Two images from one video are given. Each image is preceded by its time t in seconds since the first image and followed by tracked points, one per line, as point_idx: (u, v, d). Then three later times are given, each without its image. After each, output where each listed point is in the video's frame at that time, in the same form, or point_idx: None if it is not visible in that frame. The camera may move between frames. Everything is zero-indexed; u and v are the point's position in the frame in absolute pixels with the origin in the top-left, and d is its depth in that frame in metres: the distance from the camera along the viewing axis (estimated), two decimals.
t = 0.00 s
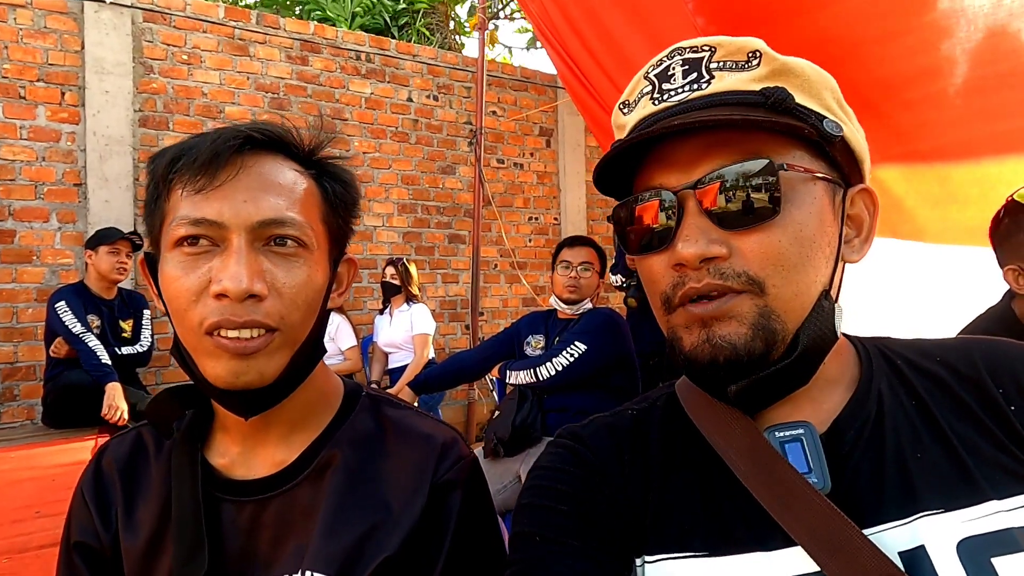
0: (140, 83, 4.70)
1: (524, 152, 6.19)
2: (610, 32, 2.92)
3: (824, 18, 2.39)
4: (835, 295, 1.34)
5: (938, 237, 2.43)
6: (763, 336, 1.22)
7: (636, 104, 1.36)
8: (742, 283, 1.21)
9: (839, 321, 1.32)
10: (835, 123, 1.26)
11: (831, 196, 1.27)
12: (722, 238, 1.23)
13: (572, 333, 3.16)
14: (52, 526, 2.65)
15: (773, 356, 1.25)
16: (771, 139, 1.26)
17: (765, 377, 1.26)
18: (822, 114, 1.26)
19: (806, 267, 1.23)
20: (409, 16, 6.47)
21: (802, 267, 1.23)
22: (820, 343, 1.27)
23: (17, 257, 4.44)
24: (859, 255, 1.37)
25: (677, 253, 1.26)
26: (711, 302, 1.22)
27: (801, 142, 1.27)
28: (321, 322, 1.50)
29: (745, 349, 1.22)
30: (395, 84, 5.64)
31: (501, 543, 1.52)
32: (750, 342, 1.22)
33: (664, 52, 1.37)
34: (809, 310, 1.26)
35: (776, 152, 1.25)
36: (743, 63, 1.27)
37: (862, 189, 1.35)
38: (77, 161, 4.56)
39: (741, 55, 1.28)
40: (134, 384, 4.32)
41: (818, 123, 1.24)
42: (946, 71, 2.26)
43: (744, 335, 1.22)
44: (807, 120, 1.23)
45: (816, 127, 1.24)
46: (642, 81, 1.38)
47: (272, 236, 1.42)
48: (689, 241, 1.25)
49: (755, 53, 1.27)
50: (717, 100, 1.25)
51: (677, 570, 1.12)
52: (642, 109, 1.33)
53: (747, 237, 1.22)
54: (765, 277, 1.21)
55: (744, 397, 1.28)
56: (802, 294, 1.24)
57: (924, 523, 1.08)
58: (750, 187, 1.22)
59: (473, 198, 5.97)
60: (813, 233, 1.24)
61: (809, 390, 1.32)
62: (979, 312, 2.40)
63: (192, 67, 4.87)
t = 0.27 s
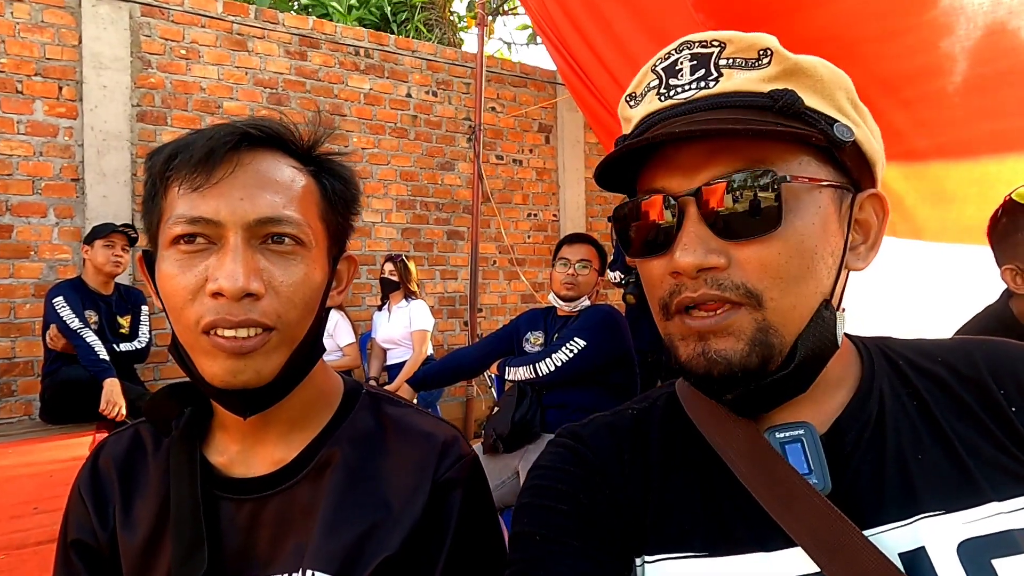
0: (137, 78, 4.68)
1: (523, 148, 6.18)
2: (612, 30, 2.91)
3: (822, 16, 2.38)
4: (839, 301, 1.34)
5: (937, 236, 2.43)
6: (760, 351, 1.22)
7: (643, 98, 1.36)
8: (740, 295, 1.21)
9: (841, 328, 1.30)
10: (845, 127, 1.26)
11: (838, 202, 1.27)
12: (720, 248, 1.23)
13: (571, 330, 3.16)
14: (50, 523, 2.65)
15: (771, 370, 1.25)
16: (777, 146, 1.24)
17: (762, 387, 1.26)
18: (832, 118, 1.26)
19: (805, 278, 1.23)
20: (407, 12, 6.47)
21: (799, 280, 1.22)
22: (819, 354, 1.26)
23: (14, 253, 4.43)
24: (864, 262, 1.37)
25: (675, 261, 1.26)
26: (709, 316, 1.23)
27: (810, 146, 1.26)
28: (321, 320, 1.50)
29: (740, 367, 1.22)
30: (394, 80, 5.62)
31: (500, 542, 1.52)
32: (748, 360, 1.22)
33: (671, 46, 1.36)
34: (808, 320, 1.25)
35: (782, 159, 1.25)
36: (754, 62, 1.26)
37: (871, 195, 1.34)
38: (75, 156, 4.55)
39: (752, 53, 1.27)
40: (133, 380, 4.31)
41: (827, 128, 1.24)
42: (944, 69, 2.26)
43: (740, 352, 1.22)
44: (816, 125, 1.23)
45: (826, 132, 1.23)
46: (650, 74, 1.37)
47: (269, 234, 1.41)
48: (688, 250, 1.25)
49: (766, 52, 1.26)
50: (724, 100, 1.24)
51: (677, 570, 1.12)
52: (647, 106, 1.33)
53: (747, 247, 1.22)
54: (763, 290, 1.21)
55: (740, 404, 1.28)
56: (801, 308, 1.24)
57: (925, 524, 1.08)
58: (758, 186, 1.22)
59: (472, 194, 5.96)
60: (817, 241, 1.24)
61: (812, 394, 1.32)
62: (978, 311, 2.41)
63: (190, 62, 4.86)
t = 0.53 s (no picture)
0: (144, 87, 4.73)
1: (525, 158, 6.21)
2: (615, 39, 2.94)
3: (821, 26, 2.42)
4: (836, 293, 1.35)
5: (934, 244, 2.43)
6: (757, 338, 1.23)
7: (643, 100, 1.38)
8: (737, 281, 1.22)
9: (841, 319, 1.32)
10: (839, 121, 1.27)
11: (832, 195, 1.29)
12: (715, 236, 1.25)
13: (574, 337, 3.17)
14: (52, 526, 2.65)
15: (768, 358, 1.25)
16: (769, 138, 1.27)
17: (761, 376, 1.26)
18: (826, 113, 1.27)
19: (801, 267, 1.24)
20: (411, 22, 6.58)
21: (796, 267, 1.23)
22: (816, 344, 1.28)
23: (20, 259, 4.46)
24: (862, 256, 1.38)
25: (670, 250, 1.28)
26: (705, 303, 1.24)
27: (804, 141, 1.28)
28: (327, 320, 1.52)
29: (738, 354, 1.22)
30: (398, 90, 5.66)
31: (502, 541, 1.52)
32: (745, 347, 1.23)
33: (669, 49, 1.38)
34: (805, 309, 1.26)
35: (776, 151, 1.27)
36: (748, 60, 1.28)
37: (868, 188, 1.36)
38: (81, 163, 4.58)
39: (746, 52, 1.29)
40: (135, 386, 4.33)
41: (821, 122, 1.26)
42: (944, 79, 2.27)
43: (738, 339, 1.22)
44: (809, 118, 1.25)
45: (819, 126, 1.25)
46: (649, 77, 1.39)
47: (280, 234, 1.43)
48: (683, 239, 1.27)
49: (760, 50, 1.28)
50: (718, 97, 1.26)
51: (678, 569, 1.13)
52: (647, 106, 1.35)
53: (742, 234, 1.23)
54: (759, 277, 1.22)
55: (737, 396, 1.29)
56: (798, 296, 1.24)
57: (925, 524, 1.09)
58: (756, 183, 1.23)
59: (474, 203, 5.99)
60: (812, 232, 1.25)
61: (809, 392, 1.33)
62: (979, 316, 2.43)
63: (196, 71, 4.90)
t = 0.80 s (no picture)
0: (140, 84, 4.71)
1: (524, 153, 6.19)
2: (613, 34, 2.91)
3: (819, 19, 2.40)
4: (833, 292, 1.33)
5: (935, 237, 2.43)
6: (757, 338, 1.22)
7: (638, 100, 1.37)
8: (735, 281, 1.21)
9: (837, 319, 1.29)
10: (834, 119, 1.26)
11: (828, 193, 1.27)
12: (712, 236, 1.24)
13: (571, 334, 3.16)
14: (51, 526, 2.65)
15: (765, 358, 1.24)
16: (766, 136, 1.25)
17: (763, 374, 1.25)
18: (821, 111, 1.26)
19: (800, 265, 1.23)
20: (408, 17, 6.51)
21: (795, 265, 1.22)
22: (815, 342, 1.26)
23: (17, 258, 4.44)
24: (859, 253, 1.37)
25: (667, 250, 1.27)
26: (704, 304, 1.23)
27: (798, 139, 1.26)
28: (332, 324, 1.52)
29: (738, 355, 1.21)
30: (395, 85, 5.64)
31: (500, 541, 1.51)
32: (745, 347, 1.22)
33: (662, 48, 1.37)
34: (804, 308, 1.25)
35: (772, 148, 1.25)
36: (742, 59, 1.27)
37: (864, 185, 1.34)
38: (77, 161, 4.56)
39: (740, 51, 1.28)
40: (134, 385, 4.32)
41: (816, 120, 1.24)
42: (944, 70, 2.25)
43: (737, 339, 1.21)
44: (804, 117, 1.23)
45: (815, 124, 1.23)
46: (644, 77, 1.38)
47: (307, 235, 1.45)
48: (680, 239, 1.25)
49: (754, 49, 1.27)
50: (717, 96, 1.25)
51: (675, 569, 1.12)
52: (643, 104, 1.33)
53: (739, 233, 1.22)
54: (758, 277, 1.21)
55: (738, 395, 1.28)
56: (796, 295, 1.23)
57: (924, 522, 1.08)
58: (752, 183, 1.22)
59: (473, 198, 5.97)
60: (809, 228, 1.23)
61: (806, 390, 1.32)
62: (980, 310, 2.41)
63: (192, 68, 4.88)
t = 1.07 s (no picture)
0: (139, 78, 4.69)
1: (523, 150, 6.18)
2: (615, 33, 2.91)
3: (822, 18, 2.40)
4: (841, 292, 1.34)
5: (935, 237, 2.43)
6: (768, 337, 1.22)
7: (645, 99, 1.36)
8: (747, 280, 1.21)
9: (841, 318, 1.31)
10: (843, 119, 1.27)
11: (837, 192, 1.27)
12: (724, 234, 1.24)
13: (572, 332, 3.16)
14: (49, 521, 2.65)
15: (775, 358, 1.24)
16: (776, 135, 1.25)
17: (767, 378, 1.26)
18: (830, 111, 1.26)
19: (812, 264, 1.23)
20: (408, 13, 6.49)
21: (806, 265, 1.22)
22: (821, 343, 1.26)
23: (14, 252, 4.43)
24: (866, 253, 1.37)
25: (679, 248, 1.26)
26: (716, 301, 1.23)
27: (807, 138, 1.27)
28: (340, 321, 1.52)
29: (751, 353, 1.21)
30: (395, 81, 5.63)
31: (502, 540, 1.52)
32: (756, 344, 1.21)
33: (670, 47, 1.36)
34: (813, 310, 1.26)
35: (781, 147, 1.25)
36: (753, 58, 1.27)
37: (870, 186, 1.35)
38: (75, 155, 4.55)
39: (751, 51, 1.28)
40: (132, 380, 4.32)
41: (827, 119, 1.24)
42: (945, 71, 2.25)
43: (750, 337, 1.21)
44: (815, 117, 1.23)
45: (826, 124, 1.23)
46: (652, 75, 1.37)
47: (317, 235, 1.45)
48: (692, 237, 1.25)
49: (765, 49, 1.27)
50: (728, 94, 1.24)
51: (678, 570, 1.12)
52: (652, 104, 1.32)
53: (751, 233, 1.22)
54: (770, 275, 1.21)
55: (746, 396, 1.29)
56: (807, 293, 1.24)
57: (926, 524, 1.08)
58: (758, 184, 1.22)
59: (472, 195, 5.96)
60: (818, 228, 1.23)
61: (809, 390, 1.32)
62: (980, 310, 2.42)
63: (191, 62, 4.86)
